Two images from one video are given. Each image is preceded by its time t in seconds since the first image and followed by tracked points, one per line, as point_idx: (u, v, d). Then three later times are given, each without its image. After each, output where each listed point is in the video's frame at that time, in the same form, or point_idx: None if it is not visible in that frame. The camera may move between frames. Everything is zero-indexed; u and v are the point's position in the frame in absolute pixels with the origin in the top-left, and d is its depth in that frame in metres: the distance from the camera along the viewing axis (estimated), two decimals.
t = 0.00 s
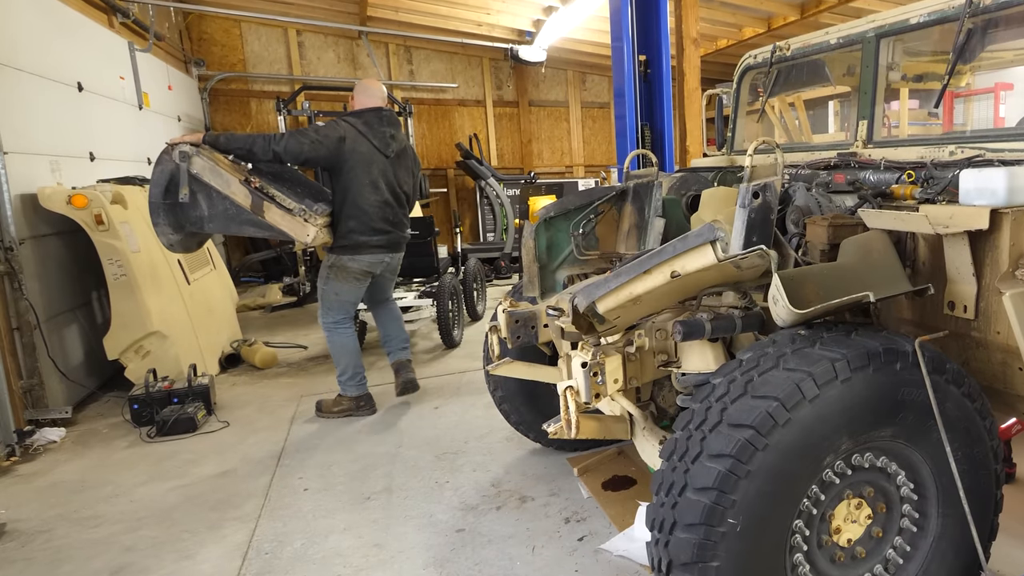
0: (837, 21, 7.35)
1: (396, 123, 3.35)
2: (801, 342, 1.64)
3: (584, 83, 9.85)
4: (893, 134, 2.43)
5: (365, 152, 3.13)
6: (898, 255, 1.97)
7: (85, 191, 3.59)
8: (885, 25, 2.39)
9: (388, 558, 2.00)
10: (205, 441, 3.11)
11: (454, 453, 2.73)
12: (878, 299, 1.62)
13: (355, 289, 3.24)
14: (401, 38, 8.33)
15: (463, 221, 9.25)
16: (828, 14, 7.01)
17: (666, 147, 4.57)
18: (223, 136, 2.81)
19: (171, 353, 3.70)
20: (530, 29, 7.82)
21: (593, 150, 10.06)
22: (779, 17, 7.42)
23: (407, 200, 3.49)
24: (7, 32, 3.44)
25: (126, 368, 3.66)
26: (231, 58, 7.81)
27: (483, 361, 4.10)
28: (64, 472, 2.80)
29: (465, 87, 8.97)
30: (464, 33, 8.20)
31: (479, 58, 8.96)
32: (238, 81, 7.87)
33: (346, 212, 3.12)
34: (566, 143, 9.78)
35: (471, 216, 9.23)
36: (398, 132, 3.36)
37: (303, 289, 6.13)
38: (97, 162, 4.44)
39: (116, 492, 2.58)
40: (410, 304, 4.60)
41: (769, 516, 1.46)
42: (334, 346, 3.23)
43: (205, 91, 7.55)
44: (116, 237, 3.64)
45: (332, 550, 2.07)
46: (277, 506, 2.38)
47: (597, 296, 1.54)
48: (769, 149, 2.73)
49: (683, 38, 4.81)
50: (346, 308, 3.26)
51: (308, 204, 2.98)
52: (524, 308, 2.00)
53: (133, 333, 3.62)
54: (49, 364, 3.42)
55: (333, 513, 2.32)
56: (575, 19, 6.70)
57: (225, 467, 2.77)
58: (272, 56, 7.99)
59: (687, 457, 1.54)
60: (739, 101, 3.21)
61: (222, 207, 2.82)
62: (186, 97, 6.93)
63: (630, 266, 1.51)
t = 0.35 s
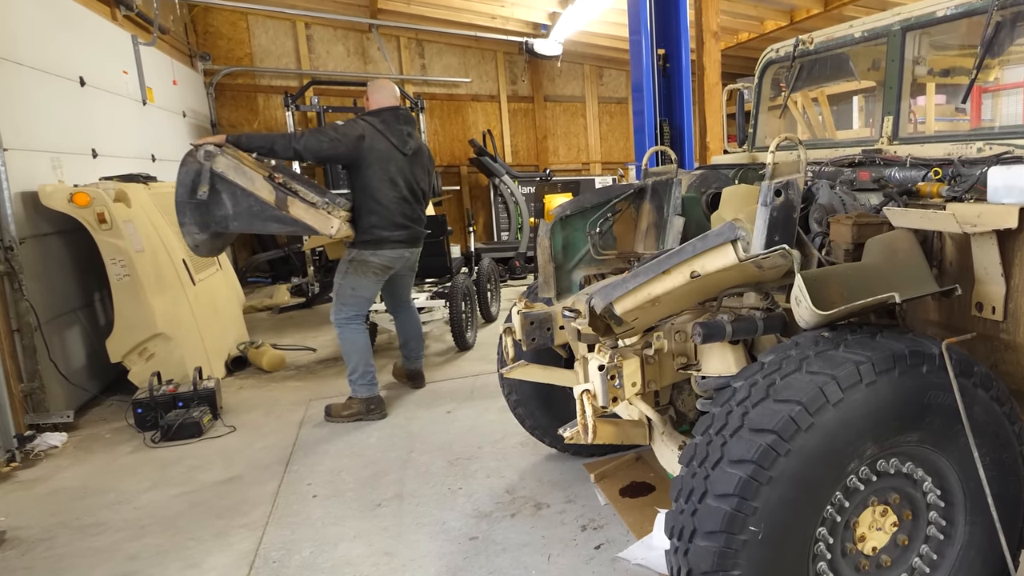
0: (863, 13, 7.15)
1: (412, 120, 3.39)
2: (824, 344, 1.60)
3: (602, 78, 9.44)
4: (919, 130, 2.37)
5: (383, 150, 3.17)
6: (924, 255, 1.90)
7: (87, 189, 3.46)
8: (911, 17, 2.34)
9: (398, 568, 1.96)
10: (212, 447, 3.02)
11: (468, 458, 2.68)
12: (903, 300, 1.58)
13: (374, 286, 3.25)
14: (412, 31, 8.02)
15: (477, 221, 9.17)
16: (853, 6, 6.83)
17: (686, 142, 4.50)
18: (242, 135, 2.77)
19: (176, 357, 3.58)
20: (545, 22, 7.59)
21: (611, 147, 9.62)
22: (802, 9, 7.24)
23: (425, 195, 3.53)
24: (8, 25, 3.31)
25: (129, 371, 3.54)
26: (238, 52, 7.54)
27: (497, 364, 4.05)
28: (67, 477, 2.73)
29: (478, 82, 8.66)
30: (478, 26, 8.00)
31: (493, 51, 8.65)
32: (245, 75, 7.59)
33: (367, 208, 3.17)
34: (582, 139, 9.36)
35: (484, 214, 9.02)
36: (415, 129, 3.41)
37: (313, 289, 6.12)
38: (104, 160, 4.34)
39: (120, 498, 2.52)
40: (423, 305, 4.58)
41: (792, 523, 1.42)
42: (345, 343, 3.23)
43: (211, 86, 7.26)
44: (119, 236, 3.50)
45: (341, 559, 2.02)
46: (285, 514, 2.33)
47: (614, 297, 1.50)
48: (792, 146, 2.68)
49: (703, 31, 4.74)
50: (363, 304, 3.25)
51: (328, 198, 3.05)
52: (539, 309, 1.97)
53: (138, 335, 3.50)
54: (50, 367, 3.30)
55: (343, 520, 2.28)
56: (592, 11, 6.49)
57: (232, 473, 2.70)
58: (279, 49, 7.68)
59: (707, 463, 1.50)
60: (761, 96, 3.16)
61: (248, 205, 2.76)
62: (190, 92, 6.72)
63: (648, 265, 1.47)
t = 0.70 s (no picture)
0: (888, 5, 6.97)
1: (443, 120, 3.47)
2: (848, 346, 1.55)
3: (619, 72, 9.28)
4: (945, 126, 2.31)
5: (420, 149, 3.25)
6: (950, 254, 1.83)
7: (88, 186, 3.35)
8: (938, 10, 2.28)
9: None
10: (218, 451, 2.95)
11: (481, 464, 2.64)
12: (929, 301, 1.53)
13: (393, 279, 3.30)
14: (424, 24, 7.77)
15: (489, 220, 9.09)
16: None
17: (704, 140, 4.42)
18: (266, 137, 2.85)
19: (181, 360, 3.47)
20: (560, 15, 7.43)
21: (628, 143, 9.44)
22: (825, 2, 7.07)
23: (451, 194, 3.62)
24: (7, 17, 3.20)
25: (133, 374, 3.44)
26: (244, 46, 7.19)
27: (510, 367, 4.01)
28: (69, 483, 2.67)
29: (491, 77, 8.41)
30: (493, 19, 7.81)
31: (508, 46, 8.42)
32: (252, 70, 7.26)
33: (402, 204, 3.25)
34: (599, 136, 9.18)
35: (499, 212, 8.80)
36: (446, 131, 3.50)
37: (320, 291, 6.10)
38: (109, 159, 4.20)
39: (123, 505, 2.47)
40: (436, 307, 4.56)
41: (815, 530, 1.38)
42: (357, 328, 3.27)
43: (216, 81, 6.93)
44: (122, 235, 3.38)
45: (350, 569, 1.98)
46: (294, 521, 2.28)
47: (631, 299, 1.47)
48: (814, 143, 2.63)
49: (724, 24, 4.67)
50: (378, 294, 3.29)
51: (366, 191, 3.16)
52: (555, 310, 1.93)
53: (141, 337, 3.41)
54: (50, 369, 3.21)
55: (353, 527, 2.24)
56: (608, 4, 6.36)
57: (238, 478, 2.65)
58: (287, 44, 7.35)
59: (728, 468, 1.46)
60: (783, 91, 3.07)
61: (287, 194, 3.00)
62: (196, 88, 6.37)
63: (666, 266, 1.44)
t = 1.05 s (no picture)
0: None
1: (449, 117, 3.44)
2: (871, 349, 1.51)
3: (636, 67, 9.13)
4: (971, 123, 2.27)
5: (427, 148, 3.22)
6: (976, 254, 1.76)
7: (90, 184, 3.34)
8: (965, 2, 2.22)
9: None
10: (223, 457, 2.92)
11: (494, 469, 2.61)
12: (955, 302, 1.48)
13: (415, 282, 3.31)
14: (435, 18, 7.68)
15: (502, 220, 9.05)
16: None
17: (725, 135, 4.37)
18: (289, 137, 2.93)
19: (185, 363, 3.45)
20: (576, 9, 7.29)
21: (645, 141, 9.32)
22: None
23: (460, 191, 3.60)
24: (7, 10, 3.18)
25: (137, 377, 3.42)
26: (251, 40, 7.12)
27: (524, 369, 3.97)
28: (72, 489, 2.65)
29: (505, 71, 8.32)
30: (507, 13, 7.69)
31: (521, 40, 8.32)
32: (259, 64, 7.19)
33: (414, 205, 3.24)
34: (616, 133, 9.05)
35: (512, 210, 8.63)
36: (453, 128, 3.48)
37: (329, 292, 6.09)
38: (111, 155, 4.16)
39: (126, 512, 2.45)
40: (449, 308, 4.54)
41: (837, 538, 1.34)
42: (388, 337, 3.32)
43: (221, 76, 6.86)
44: (125, 234, 3.38)
45: None
46: (301, 528, 2.26)
47: (649, 300, 1.45)
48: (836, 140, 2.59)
49: (744, 17, 4.64)
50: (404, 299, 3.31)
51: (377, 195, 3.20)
52: (570, 312, 1.91)
53: (144, 340, 3.40)
54: (53, 376, 3.20)
55: (362, 535, 2.21)
56: None
57: (244, 484, 2.62)
58: (295, 37, 7.28)
59: (748, 474, 1.42)
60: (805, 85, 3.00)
61: (299, 205, 3.07)
62: (200, 82, 6.31)
63: (685, 266, 1.41)
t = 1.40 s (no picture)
0: None
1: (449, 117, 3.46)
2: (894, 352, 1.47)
3: (653, 61, 9.10)
4: (998, 119, 2.23)
5: (433, 149, 3.23)
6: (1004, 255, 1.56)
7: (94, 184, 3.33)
8: None
9: None
10: (230, 462, 2.90)
11: (507, 475, 2.58)
12: (981, 303, 1.44)
13: (423, 286, 3.31)
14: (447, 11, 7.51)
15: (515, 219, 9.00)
16: None
17: (744, 133, 4.33)
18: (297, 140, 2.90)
19: (190, 365, 3.46)
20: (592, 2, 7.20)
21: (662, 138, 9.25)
22: None
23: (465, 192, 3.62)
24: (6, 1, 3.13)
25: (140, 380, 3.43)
26: (256, 33, 6.90)
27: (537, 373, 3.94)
28: (74, 496, 2.63)
29: (518, 66, 8.18)
30: (521, 6, 7.59)
31: (536, 33, 8.21)
32: (265, 59, 6.99)
33: (425, 208, 3.24)
34: (632, 129, 8.98)
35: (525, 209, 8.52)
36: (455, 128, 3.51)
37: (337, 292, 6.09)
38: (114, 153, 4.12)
39: (130, 519, 2.43)
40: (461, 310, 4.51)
41: (860, 545, 1.30)
42: (393, 340, 3.28)
43: (226, 71, 6.67)
44: (128, 233, 3.38)
45: None
46: (309, 535, 2.24)
47: (667, 301, 1.41)
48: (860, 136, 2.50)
49: (765, 10, 4.59)
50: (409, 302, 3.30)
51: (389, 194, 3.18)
52: (586, 313, 1.88)
53: (149, 342, 3.40)
54: (54, 378, 3.17)
55: (371, 543, 2.19)
56: None
57: (251, 491, 2.60)
58: (303, 31, 7.07)
59: (768, 480, 1.38)
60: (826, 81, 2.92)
61: (312, 209, 3.01)
62: (206, 77, 6.17)
63: (704, 266, 1.37)
